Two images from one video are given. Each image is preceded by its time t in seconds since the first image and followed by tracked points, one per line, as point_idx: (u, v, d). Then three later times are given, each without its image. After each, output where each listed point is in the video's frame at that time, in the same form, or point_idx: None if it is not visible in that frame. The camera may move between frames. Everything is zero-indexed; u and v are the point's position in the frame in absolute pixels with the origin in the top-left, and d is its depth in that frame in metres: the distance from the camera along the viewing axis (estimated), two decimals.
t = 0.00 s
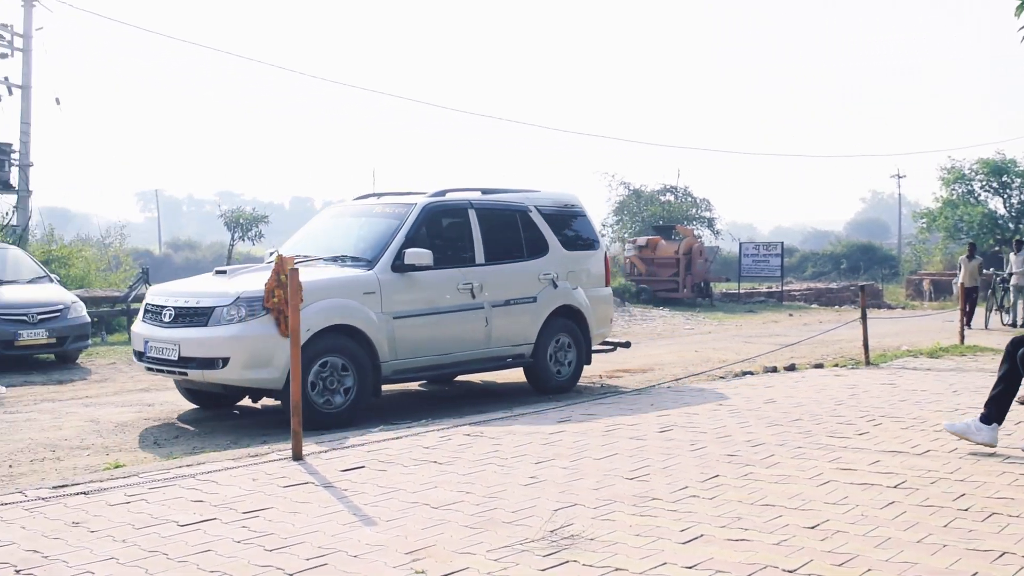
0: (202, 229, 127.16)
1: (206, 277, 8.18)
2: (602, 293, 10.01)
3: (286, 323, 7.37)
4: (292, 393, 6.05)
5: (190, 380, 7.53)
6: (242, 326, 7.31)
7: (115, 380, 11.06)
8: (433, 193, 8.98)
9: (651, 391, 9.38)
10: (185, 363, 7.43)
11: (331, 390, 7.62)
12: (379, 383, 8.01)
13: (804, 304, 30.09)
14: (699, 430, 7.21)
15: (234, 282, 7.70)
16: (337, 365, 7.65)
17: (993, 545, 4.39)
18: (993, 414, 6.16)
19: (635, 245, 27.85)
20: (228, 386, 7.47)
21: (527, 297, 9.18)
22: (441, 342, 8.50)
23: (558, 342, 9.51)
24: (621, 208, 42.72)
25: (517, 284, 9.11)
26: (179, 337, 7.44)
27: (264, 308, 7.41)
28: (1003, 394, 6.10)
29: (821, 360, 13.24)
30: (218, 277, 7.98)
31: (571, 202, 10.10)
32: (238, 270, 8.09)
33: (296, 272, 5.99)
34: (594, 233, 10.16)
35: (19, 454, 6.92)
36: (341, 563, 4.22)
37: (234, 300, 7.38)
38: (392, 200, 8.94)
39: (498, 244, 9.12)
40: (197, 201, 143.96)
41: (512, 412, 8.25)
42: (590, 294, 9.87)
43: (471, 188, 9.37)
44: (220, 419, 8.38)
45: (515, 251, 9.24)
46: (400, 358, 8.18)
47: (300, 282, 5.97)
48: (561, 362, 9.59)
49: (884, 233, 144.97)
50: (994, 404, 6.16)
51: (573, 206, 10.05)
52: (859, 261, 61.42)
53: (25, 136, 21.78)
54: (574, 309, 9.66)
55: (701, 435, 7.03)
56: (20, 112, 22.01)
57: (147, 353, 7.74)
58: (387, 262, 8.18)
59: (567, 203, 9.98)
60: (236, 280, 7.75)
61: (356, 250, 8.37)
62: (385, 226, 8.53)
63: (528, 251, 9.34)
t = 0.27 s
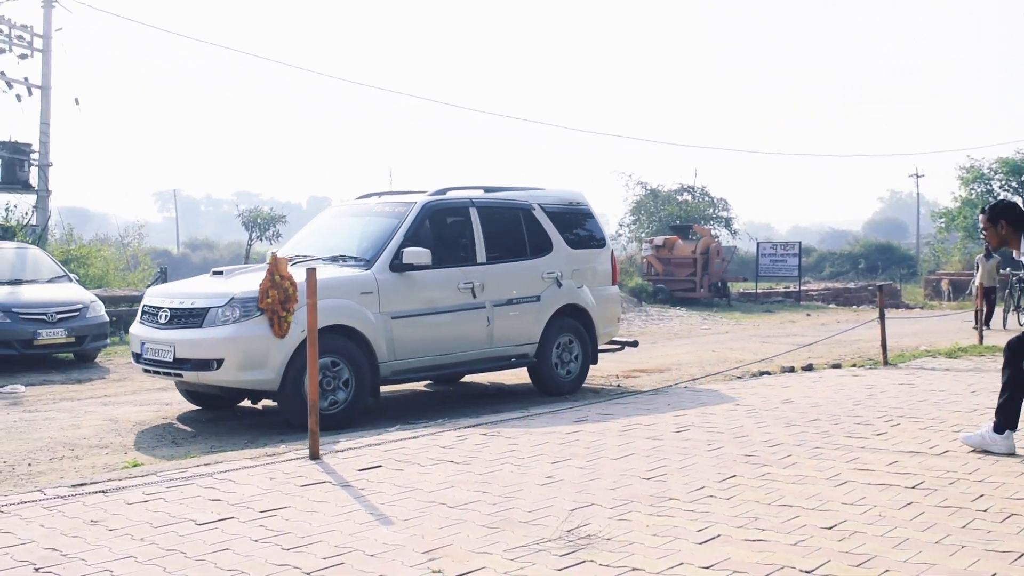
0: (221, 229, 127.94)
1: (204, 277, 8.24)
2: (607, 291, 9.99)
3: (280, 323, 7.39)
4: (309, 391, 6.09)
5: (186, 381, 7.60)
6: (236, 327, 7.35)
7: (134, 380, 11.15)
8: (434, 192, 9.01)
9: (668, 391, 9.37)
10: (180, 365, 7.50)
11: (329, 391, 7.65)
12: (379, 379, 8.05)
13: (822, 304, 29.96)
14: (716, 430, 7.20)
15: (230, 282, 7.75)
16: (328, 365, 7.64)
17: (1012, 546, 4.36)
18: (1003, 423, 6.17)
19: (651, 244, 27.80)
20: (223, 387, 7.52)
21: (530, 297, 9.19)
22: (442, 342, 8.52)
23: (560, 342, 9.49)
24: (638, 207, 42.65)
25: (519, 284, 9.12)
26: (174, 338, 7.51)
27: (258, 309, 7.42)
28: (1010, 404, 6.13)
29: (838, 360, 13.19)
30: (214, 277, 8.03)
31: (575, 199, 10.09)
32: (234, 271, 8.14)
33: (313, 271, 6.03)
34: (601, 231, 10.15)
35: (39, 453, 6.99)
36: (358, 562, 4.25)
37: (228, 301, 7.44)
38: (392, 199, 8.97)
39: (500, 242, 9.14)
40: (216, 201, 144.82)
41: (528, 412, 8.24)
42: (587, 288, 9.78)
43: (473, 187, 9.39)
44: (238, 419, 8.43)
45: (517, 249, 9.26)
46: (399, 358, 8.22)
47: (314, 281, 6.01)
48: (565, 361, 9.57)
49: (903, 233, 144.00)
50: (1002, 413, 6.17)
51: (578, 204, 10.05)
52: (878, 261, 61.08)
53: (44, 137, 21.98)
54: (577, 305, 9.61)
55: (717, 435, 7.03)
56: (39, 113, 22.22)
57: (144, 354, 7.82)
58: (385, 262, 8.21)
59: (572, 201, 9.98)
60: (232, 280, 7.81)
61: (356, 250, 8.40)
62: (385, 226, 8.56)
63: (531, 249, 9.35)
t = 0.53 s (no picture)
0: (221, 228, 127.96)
1: (201, 277, 8.23)
2: (605, 290, 9.99)
3: (277, 323, 7.39)
4: (309, 391, 6.10)
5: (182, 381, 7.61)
6: (232, 327, 7.35)
7: (133, 379, 11.14)
8: (432, 192, 9.01)
9: (668, 391, 9.37)
10: (176, 365, 7.51)
11: (326, 391, 7.65)
12: (375, 378, 8.03)
13: (821, 304, 29.96)
14: (716, 430, 7.20)
15: (227, 282, 7.75)
16: (323, 365, 7.63)
17: (1012, 546, 4.36)
18: (997, 423, 6.18)
19: (651, 244, 27.80)
20: (219, 388, 7.53)
21: (528, 296, 9.19)
22: (439, 342, 8.52)
23: (559, 342, 9.49)
24: (638, 207, 42.66)
25: (517, 283, 9.12)
26: (171, 337, 7.52)
27: (254, 309, 7.42)
28: (997, 405, 6.13)
29: (838, 360, 13.14)
30: (211, 277, 8.03)
31: (573, 198, 10.08)
32: (230, 271, 8.13)
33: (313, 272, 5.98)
34: (600, 231, 10.15)
35: (39, 452, 6.99)
36: (357, 562, 4.24)
37: (225, 300, 7.44)
38: (389, 198, 8.98)
39: (497, 242, 9.13)
40: (216, 201, 144.84)
41: (528, 412, 8.22)
42: (585, 288, 9.77)
43: (470, 187, 9.38)
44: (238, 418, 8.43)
45: (515, 249, 9.25)
46: (397, 358, 8.22)
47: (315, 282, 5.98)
48: (564, 361, 9.57)
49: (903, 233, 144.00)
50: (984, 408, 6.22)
51: (576, 204, 10.05)
52: (878, 261, 61.10)
53: (44, 136, 21.99)
54: (575, 305, 9.61)
55: (717, 434, 7.02)
56: (39, 112, 22.23)
57: (140, 354, 7.83)
58: (382, 261, 8.21)
59: (571, 201, 9.98)
60: (228, 280, 7.81)
61: (354, 249, 8.40)
62: (382, 226, 8.56)
63: (528, 248, 9.35)
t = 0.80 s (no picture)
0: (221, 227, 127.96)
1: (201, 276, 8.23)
2: (607, 292, 10.00)
3: (278, 321, 7.39)
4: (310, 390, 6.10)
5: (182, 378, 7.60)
6: (233, 324, 7.35)
7: (133, 379, 11.14)
8: (433, 192, 9.01)
9: (668, 391, 9.36)
10: (177, 362, 7.50)
11: (326, 391, 7.65)
12: (375, 378, 8.03)
13: (821, 304, 29.96)
14: (715, 429, 7.19)
15: (228, 279, 7.75)
16: (324, 365, 7.63)
17: (1011, 546, 4.36)
18: (993, 424, 6.17)
19: (651, 244, 27.80)
20: (220, 386, 7.52)
21: (529, 297, 9.19)
22: (439, 341, 8.52)
23: (559, 342, 9.48)
24: (638, 207, 42.67)
25: (518, 283, 9.12)
26: (172, 334, 7.52)
27: (255, 306, 7.42)
28: (992, 405, 6.13)
29: (837, 360, 13.07)
30: (212, 274, 8.03)
31: (573, 200, 10.09)
32: (231, 270, 8.09)
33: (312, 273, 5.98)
34: (601, 234, 10.16)
35: (39, 452, 6.98)
36: (357, 561, 4.24)
37: (226, 297, 7.44)
38: (390, 198, 8.98)
39: (498, 242, 9.13)
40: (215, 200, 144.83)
41: (528, 412, 8.20)
42: (586, 289, 9.78)
43: (472, 187, 9.39)
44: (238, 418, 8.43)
45: (516, 249, 9.25)
46: (397, 358, 8.22)
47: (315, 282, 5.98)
48: (564, 361, 9.57)
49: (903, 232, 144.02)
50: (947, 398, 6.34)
51: (577, 206, 10.07)
52: (877, 261, 61.12)
53: (44, 135, 21.98)
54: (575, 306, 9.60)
55: (717, 434, 7.02)
56: (38, 112, 22.22)
57: (141, 351, 7.83)
58: (383, 261, 8.21)
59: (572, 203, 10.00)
60: (230, 278, 7.81)
61: (355, 249, 8.40)
62: (383, 225, 8.56)
63: (529, 249, 9.35)
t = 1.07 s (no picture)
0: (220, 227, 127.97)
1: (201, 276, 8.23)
2: (606, 291, 10.00)
3: (278, 322, 7.39)
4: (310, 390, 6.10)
5: (182, 379, 7.60)
6: (232, 324, 7.35)
7: (133, 379, 11.13)
8: (433, 192, 9.01)
9: (667, 391, 9.35)
10: (176, 362, 7.50)
11: (326, 391, 7.66)
12: (375, 378, 8.03)
13: (821, 304, 29.97)
14: (715, 429, 7.19)
15: (227, 279, 7.75)
16: (323, 365, 7.64)
17: (1011, 545, 4.36)
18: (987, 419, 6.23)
19: (651, 244, 27.79)
20: (219, 386, 7.51)
21: (528, 297, 9.19)
22: (439, 341, 8.52)
23: (559, 342, 9.49)
24: (638, 207, 42.67)
25: (518, 283, 9.12)
26: (171, 334, 7.52)
27: (255, 307, 7.42)
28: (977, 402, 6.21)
29: (836, 360, 12.98)
30: (212, 275, 8.03)
31: (573, 200, 10.09)
32: (230, 269, 8.10)
33: (313, 271, 6.00)
34: (600, 232, 10.16)
35: (38, 452, 6.98)
36: (357, 561, 4.24)
37: (226, 298, 7.44)
38: (389, 198, 8.98)
39: (498, 242, 9.13)
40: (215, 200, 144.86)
41: (528, 411, 8.20)
42: (585, 288, 9.78)
43: (471, 187, 9.39)
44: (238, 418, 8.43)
45: (515, 249, 9.25)
46: (396, 358, 8.22)
47: (314, 283, 5.98)
48: (564, 361, 9.57)
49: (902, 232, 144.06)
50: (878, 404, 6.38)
51: (576, 205, 10.07)
52: (877, 260, 61.16)
53: (43, 135, 21.98)
54: (575, 306, 9.61)
55: (716, 433, 7.02)
56: (38, 112, 22.21)
57: (140, 351, 7.83)
58: (382, 261, 8.21)
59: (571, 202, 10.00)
60: (229, 278, 7.81)
61: (355, 249, 8.40)
62: (383, 225, 8.56)
63: (529, 249, 9.35)
